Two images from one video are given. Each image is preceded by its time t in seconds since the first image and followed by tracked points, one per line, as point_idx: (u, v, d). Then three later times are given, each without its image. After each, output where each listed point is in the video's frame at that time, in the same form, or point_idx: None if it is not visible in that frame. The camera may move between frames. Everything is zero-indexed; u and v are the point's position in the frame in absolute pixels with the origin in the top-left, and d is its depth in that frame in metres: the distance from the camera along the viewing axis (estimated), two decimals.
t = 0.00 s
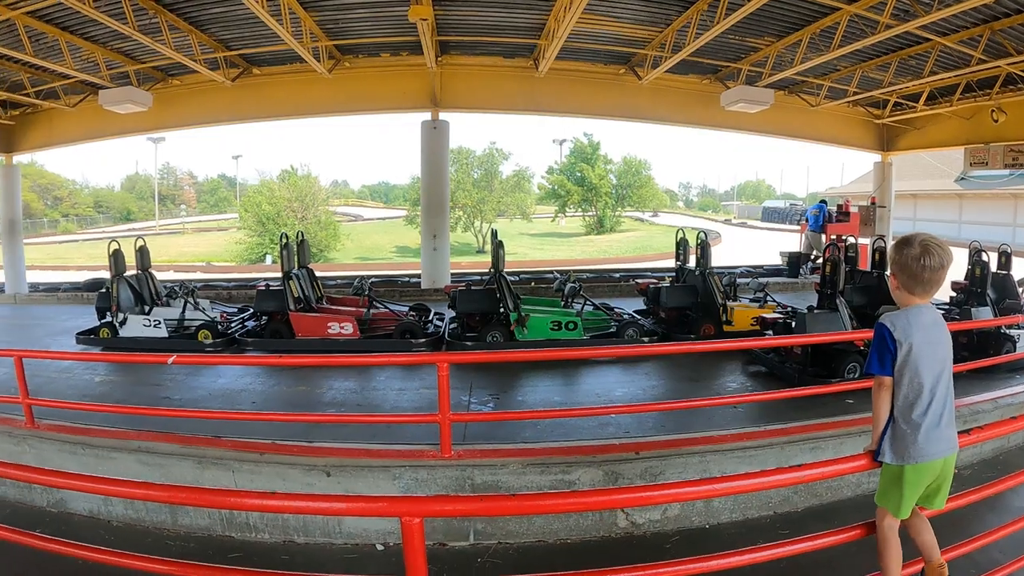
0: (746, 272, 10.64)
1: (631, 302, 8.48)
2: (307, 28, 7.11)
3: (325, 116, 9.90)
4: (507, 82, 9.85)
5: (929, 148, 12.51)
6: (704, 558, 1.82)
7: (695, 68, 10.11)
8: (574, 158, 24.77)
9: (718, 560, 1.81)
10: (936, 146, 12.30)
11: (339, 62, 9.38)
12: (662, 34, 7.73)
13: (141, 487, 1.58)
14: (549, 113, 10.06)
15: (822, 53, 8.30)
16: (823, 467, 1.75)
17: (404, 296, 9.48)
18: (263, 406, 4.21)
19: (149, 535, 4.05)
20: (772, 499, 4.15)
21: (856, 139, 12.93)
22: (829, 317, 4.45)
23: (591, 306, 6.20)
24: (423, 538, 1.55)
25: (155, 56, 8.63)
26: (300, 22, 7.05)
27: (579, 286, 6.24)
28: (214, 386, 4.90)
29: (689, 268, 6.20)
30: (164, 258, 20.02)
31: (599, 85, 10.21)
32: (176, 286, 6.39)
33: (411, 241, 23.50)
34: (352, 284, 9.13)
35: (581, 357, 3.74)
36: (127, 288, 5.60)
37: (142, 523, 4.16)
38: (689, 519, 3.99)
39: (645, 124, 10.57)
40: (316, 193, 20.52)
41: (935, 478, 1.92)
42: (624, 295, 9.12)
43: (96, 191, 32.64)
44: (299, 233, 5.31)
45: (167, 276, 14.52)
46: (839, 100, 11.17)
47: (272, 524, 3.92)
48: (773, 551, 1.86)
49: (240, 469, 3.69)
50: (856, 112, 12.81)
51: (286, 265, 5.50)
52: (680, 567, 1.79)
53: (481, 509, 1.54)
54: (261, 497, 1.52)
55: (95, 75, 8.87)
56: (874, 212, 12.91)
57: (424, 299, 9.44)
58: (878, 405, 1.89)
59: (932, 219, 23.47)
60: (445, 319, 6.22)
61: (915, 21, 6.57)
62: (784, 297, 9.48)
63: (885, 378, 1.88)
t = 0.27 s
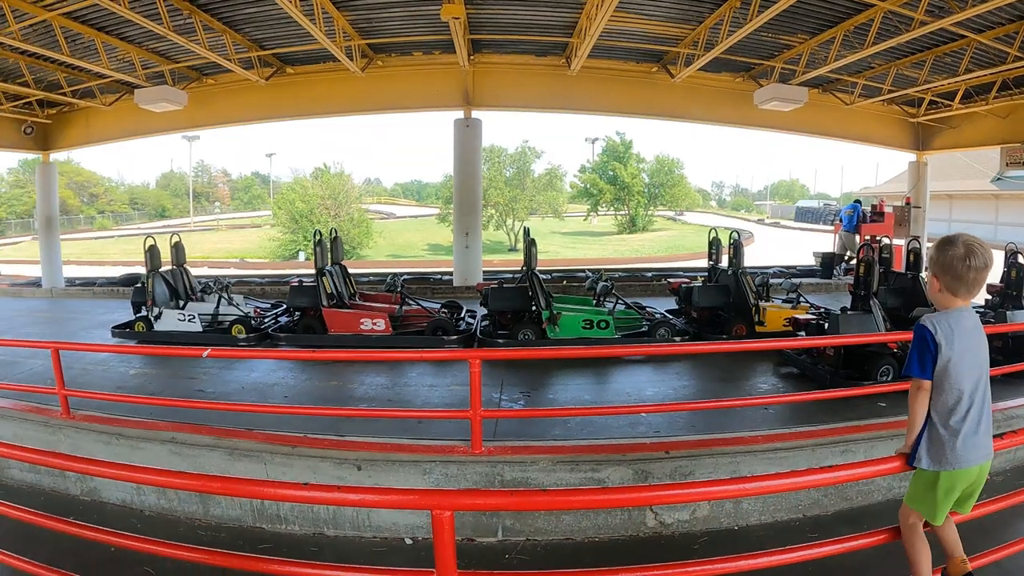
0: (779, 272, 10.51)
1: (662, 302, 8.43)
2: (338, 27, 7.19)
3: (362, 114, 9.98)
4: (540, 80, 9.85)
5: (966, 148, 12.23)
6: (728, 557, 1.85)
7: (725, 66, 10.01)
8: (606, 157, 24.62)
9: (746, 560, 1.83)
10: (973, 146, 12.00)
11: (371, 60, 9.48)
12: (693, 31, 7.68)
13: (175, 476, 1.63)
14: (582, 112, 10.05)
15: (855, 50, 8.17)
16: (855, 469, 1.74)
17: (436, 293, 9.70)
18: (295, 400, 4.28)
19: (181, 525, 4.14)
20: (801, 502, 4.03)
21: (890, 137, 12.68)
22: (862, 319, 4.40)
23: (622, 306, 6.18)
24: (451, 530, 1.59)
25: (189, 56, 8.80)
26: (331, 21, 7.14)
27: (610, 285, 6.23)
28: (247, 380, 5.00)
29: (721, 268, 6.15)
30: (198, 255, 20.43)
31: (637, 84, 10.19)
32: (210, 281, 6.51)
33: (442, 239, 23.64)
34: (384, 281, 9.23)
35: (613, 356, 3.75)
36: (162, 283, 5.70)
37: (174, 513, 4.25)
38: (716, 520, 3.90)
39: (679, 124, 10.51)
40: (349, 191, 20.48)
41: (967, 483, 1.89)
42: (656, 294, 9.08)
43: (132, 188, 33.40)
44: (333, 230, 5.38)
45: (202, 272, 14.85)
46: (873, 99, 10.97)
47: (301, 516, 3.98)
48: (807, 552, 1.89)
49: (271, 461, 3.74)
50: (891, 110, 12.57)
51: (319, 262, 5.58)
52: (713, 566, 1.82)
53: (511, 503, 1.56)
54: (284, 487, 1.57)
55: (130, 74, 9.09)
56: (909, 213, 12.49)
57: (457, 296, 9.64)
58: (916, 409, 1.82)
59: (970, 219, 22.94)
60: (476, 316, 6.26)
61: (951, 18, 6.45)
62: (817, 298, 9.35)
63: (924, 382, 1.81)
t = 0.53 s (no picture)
0: (777, 272, 10.50)
1: (661, 303, 8.43)
2: (336, 29, 7.18)
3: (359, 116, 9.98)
4: (537, 81, 9.86)
5: (963, 147, 12.25)
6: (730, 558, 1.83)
7: (723, 66, 10.01)
8: (604, 158, 24.62)
9: (745, 562, 1.83)
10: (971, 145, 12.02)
11: (368, 62, 9.47)
12: (691, 31, 7.68)
13: (172, 479, 1.65)
14: (577, 112, 10.05)
15: (853, 50, 8.17)
16: (852, 469, 1.74)
17: (434, 294, 9.62)
18: (293, 402, 4.27)
19: (178, 528, 4.12)
20: (800, 502, 4.02)
21: (888, 137, 12.68)
22: (860, 318, 4.40)
23: (620, 306, 6.17)
24: (448, 533, 1.59)
25: (186, 57, 8.79)
26: (329, 23, 7.13)
27: (609, 285, 6.23)
28: (244, 383, 4.99)
29: (719, 268, 6.15)
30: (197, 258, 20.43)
31: (634, 84, 10.19)
32: (207, 284, 6.50)
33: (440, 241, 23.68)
34: (383, 283, 9.22)
35: (611, 357, 3.74)
36: (159, 285, 5.71)
37: (171, 516, 4.24)
38: (716, 521, 3.89)
39: (675, 124, 10.50)
40: (347, 193, 20.74)
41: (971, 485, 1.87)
42: (654, 295, 9.08)
43: (130, 191, 33.40)
44: (330, 232, 5.37)
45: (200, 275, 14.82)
46: (871, 98, 10.98)
47: (299, 518, 3.97)
48: (806, 552, 1.89)
49: (269, 463, 3.72)
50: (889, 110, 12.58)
51: (317, 264, 5.57)
52: (718, 567, 1.81)
53: (507, 506, 1.54)
54: (279, 490, 1.56)
55: (127, 77, 9.08)
56: (906, 212, 12.53)
57: (454, 298, 9.60)
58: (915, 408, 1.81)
59: (968, 219, 22.98)
60: (474, 318, 6.25)
61: (946, 17, 6.46)
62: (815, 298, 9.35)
63: (923, 382, 1.80)
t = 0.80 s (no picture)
0: (780, 273, 10.47)
1: (664, 304, 8.42)
2: (339, 30, 7.20)
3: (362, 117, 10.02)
4: (539, 82, 9.86)
5: (967, 147, 12.22)
6: (728, 560, 1.82)
7: (725, 66, 10.01)
8: (607, 159, 24.60)
9: (743, 564, 1.83)
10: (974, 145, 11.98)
11: (371, 64, 9.49)
12: (693, 32, 7.68)
13: (173, 480, 1.66)
14: (579, 113, 10.05)
15: (854, 50, 8.16)
16: (851, 471, 1.73)
17: (437, 296, 9.62)
18: (294, 403, 4.27)
19: (180, 529, 4.13)
20: (802, 503, 4.01)
21: (891, 137, 12.65)
22: (862, 319, 4.39)
23: (623, 308, 6.16)
24: (447, 535, 1.60)
25: (189, 60, 8.82)
26: (332, 25, 7.15)
27: (611, 286, 6.22)
28: (247, 384, 4.99)
29: (721, 269, 6.14)
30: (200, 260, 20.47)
31: (636, 86, 10.19)
32: (210, 285, 6.52)
33: (443, 242, 23.69)
34: (386, 284, 9.23)
35: (613, 358, 3.74)
36: (162, 287, 5.73)
37: (174, 517, 4.24)
38: (717, 522, 3.88)
39: (677, 124, 10.50)
40: (350, 194, 20.65)
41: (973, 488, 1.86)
42: (657, 296, 9.08)
43: (133, 193, 33.51)
44: (333, 234, 5.38)
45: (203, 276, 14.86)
46: (873, 98, 10.96)
47: (301, 520, 3.97)
48: (804, 553, 1.88)
49: (270, 465, 3.73)
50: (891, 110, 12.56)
51: (320, 266, 5.58)
52: (719, 569, 1.81)
53: (505, 507, 1.55)
54: (279, 492, 1.57)
55: (130, 79, 9.11)
56: (909, 212, 12.50)
57: (457, 299, 9.60)
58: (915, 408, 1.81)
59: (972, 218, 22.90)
60: (477, 319, 6.25)
61: (948, 17, 6.45)
62: (818, 299, 9.32)
63: (921, 382, 1.80)
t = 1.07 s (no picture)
0: (787, 273, 10.44)
1: (671, 304, 8.41)
2: (345, 32, 7.22)
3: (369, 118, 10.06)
4: (545, 82, 9.86)
5: (975, 146, 12.15)
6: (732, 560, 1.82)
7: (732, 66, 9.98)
8: (614, 159, 24.53)
9: (748, 562, 1.82)
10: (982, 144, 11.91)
11: (377, 65, 9.52)
12: (699, 31, 7.67)
13: (181, 477, 1.67)
14: (585, 113, 10.04)
15: (861, 49, 8.13)
16: (855, 471, 1.73)
17: (444, 296, 9.64)
18: (301, 402, 4.29)
19: (187, 528, 4.15)
20: (808, 503, 4.00)
21: (898, 136, 12.59)
22: (869, 319, 4.38)
23: (630, 308, 6.16)
24: (452, 533, 1.60)
25: (196, 61, 8.87)
26: (338, 26, 7.17)
27: (618, 286, 6.22)
28: (254, 384, 5.01)
29: (728, 269, 6.13)
30: (209, 261, 20.57)
31: (642, 86, 10.18)
32: (217, 286, 6.55)
33: (450, 242, 23.73)
34: (393, 284, 9.25)
35: (620, 358, 3.74)
36: (170, 287, 5.76)
37: (181, 515, 4.26)
38: (723, 522, 3.87)
39: (683, 124, 10.48)
40: (358, 195, 20.63)
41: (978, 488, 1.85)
42: (664, 296, 9.07)
43: (141, 194, 33.72)
44: (340, 234, 5.40)
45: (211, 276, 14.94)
46: (880, 97, 10.92)
47: (307, 518, 3.99)
48: (809, 553, 1.88)
49: (277, 463, 3.75)
50: (899, 109, 12.50)
51: (327, 266, 5.60)
52: (724, 567, 1.81)
53: (511, 505, 1.55)
54: (285, 489, 1.57)
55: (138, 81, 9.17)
56: (917, 211, 12.44)
57: (464, 299, 9.62)
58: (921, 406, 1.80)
59: (981, 218, 22.76)
60: (484, 319, 6.26)
61: (956, 15, 6.42)
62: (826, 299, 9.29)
63: (927, 381, 1.80)
